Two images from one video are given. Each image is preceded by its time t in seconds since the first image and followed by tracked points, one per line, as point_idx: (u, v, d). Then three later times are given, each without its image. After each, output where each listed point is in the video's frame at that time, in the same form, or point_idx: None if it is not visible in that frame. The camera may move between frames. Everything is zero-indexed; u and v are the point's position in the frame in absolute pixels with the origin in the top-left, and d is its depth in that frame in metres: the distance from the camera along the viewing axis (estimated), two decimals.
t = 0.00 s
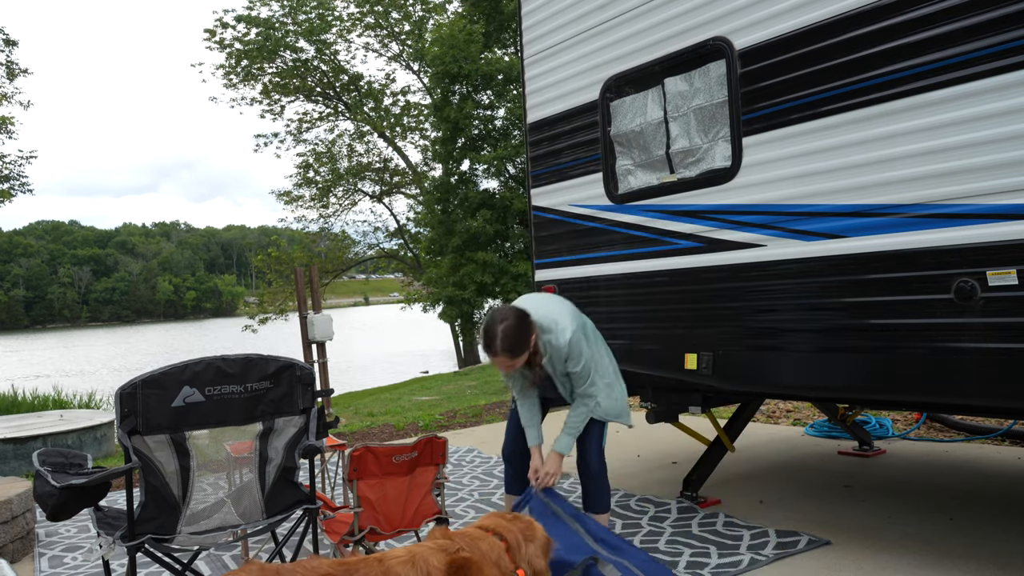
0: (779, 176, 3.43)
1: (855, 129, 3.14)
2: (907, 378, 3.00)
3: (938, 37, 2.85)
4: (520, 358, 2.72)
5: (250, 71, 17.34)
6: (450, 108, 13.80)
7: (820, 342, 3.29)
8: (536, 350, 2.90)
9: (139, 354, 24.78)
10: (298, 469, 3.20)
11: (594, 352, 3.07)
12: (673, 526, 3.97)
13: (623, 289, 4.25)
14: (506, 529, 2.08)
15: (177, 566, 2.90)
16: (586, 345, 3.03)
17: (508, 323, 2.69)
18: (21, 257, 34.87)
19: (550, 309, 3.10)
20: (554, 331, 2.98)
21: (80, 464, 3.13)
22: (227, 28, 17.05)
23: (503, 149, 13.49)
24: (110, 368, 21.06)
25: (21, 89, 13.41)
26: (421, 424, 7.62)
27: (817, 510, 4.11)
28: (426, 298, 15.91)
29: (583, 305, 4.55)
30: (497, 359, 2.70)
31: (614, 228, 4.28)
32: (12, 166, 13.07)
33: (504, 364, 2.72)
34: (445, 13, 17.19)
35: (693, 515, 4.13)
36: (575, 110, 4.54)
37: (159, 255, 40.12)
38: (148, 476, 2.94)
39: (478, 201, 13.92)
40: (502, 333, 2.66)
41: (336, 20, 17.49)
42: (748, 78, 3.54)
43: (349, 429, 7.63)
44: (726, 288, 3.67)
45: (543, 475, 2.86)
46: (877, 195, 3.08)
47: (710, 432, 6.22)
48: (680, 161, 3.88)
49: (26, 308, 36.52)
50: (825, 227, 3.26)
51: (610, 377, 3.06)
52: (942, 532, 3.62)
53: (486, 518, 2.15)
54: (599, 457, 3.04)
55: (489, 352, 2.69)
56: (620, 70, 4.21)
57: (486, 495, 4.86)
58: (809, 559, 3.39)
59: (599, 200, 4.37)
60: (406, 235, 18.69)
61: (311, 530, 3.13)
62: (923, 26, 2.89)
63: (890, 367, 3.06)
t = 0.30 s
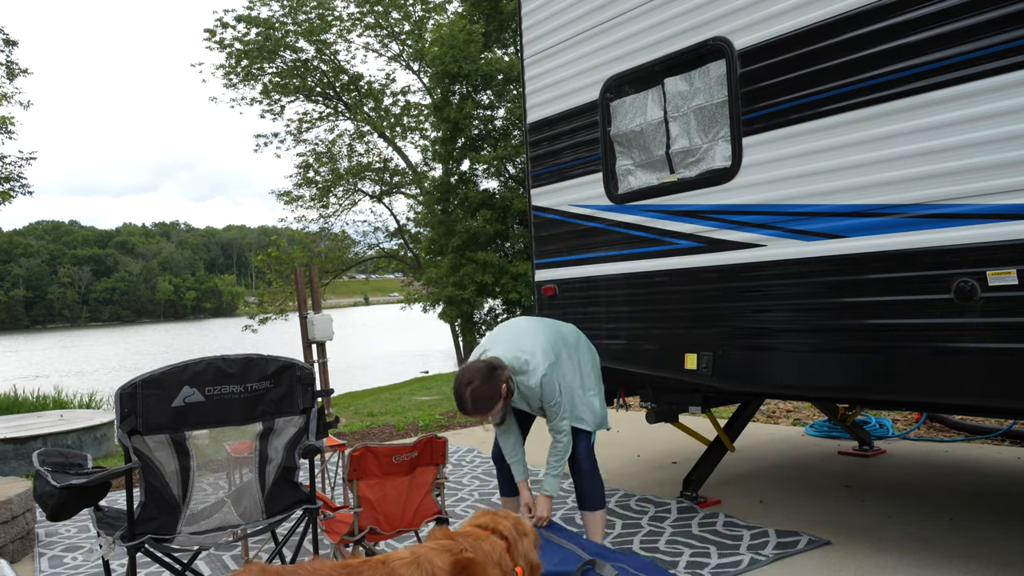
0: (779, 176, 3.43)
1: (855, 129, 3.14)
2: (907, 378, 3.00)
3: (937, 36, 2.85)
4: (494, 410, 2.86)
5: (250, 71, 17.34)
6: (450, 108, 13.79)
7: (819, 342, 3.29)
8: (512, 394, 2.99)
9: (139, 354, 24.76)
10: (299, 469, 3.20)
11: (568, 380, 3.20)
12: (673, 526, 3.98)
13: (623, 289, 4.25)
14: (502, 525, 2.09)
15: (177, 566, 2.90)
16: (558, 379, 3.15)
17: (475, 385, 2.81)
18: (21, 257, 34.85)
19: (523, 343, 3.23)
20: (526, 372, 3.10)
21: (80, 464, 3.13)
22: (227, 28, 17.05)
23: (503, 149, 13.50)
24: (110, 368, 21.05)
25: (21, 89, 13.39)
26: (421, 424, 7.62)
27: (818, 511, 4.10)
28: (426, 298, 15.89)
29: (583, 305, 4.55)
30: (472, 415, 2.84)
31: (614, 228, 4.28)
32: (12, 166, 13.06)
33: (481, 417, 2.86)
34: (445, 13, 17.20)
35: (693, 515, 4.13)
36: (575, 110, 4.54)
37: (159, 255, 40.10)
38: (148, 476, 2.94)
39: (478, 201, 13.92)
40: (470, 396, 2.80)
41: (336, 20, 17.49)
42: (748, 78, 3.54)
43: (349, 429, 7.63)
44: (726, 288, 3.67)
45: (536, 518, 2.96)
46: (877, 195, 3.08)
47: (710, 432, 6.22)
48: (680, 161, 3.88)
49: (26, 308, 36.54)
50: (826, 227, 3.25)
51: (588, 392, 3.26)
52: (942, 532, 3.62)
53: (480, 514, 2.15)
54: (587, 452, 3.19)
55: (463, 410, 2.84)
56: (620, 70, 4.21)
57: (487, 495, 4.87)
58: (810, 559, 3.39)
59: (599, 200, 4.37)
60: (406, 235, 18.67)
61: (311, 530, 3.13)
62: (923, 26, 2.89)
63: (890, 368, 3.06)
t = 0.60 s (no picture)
0: (779, 176, 3.43)
1: (855, 129, 3.14)
2: (907, 378, 3.00)
3: (938, 37, 2.85)
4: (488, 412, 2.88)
5: (250, 71, 17.34)
6: (450, 108, 13.79)
7: (819, 342, 3.29)
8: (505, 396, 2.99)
9: (139, 354, 24.76)
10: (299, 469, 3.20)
11: (562, 386, 3.21)
12: (673, 526, 3.98)
13: (623, 289, 4.25)
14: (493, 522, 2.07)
15: (177, 566, 2.90)
16: (552, 384, 3.13)
17: (466, 389, 2.83)
18: (21, 257, 34.83)
19: (517, 344, 3.22)
20: (518, 377, 3.09)
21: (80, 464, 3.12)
22: (227, 28, 17.04)
23: (503, 149, 13.50)
24: (110, 368, 21.05)
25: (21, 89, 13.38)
26: (421, 424, 7.63)
27: (818, 511, 4.10)
28: (426, 298, 15.87)
29: (583, 305, 4.55)
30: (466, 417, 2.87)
31: (614, 228, 4.28)
32: (12, 165, 13.06)
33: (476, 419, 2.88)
34: (445, 13, 17.20)
35: (693, 515, 4.13)
36: (575, 111, 4.54)
37: (159, 255, 40.08)
38: (148, 477, 2.94)
39: (478, 201, 13.92)
40: (462, 399, 2.81)
41: (336, 20, 17.49)
42: (748, 78, 3.54)
43: (349, 429, 7.63)
44: (726, 288, 3.67)
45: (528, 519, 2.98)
46: (877, 195, 3.08)
47: (710, 432, 6.22)
48: (680, 161, 3.88)
49: (26, 308, 36.57)
50: (825, 227, 3.25)
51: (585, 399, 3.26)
52: (942, 532, 3.62)
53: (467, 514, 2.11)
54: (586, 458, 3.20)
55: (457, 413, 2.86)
56: (620, 71, 4.21)
57: (487, 495, 4.87)
58: (809, 559, 3.39)
59: (599, 200, 4.37)
60: (406, 235, 18.66)
61: (311, 530, 3.13)
62: (923, 26, 2.89)
63: (890, 368, 3.05)
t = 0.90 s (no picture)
0: (779, 176, 3.43)
1: (855, 129, 3.14)
2: (907, 378, 3.01)
3: (938, 36, 2.85)
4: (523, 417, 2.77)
5: (250, 71, 17.35)
6: (450, 108, 13.81)
7: (819, 342, 3.30)
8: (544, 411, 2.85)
9: (138, 354, 24.75)
10: (298, 469, 3.20)
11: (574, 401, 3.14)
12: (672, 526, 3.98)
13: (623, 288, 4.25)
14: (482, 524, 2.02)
15: (178, 565, 2.92)
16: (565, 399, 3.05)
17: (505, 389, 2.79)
18: (21, 256, 34.85)
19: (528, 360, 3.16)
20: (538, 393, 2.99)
21: (80, 464, 3.12)
22: (227, 28, 17.06)
23: (503, 149, 13.51)
24: (110, 367, 21.06)
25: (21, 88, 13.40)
26: (421, 424, 7.63)
27: (817, 510, 4.11)
28: (426, 298, 15.87)
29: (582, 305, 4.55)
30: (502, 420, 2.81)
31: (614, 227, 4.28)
32: (12, 164, 13.07)
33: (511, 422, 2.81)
34: (445, 13, 17.21)
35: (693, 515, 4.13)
36: (575, 111, 4.54)
37: (159, 255, 40.07)
38: (148, 476, 2.95)
39: (478, 201, 13.93)
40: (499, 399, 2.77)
41: (336, 20, 17.50)
42: (748, 78, 3.54)
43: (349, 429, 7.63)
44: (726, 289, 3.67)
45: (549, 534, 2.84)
46: (877, 195, 3.08)
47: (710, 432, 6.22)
48: (680, 161, 3.88)
49: (26, 307, 36.56)
50: (825, 227, 3.25)
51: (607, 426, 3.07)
52: (942, 531, 3.62)
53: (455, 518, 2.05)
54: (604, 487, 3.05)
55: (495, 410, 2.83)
56: (620, 71, 4.22)
57: (487, 494, 4.87)
58: (809, 559, 3.39)
59: (599, 200, 4.38)
60: (406, 235, 18.65)
61: (311, 530, 3.12)
62: (922, 26, 2.89)
63: (890, 368, 3.06)
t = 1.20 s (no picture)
0: (779, 176, 3.43)
1: (855, 129, 3.14)
2: (907, 379, 3.00)
3: (938, 37, 2.85)
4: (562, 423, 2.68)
5: (249, 71, 17.35)
6: (450, 108, 13.81)
7: (819, 342, 3.29)
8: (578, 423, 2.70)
9: (138, 354, 24.73)
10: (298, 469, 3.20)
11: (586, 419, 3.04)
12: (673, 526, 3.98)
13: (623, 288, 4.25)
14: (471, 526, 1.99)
15: (177, 565, 2.92)
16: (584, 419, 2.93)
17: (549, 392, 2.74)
18: (21, 256, 34.84)
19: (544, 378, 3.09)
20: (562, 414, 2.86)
21: (80, 464, 3.12)
22: (227, 28, 17.06)
23: (503, 149, 13.50)
24: (110, 367, 21.04)
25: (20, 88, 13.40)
26: (421, 424, 7.63)
27: (817, 510, 4.11)
28: (426, 298, 15.87)
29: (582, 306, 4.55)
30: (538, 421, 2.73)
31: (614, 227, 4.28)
32: (11, 164, 13.06)
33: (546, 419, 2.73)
34: (445, 13, 17.21)
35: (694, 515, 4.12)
36: (575, 111, 4.54)
37: (158, 255, 40.05)
38: (148, 477, 2.94)
39: (478, 201, 13.93)
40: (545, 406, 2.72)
41: (336, 20, 17.49)
42: (748, 78, 3.54)
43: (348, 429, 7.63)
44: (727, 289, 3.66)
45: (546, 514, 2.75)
46: (877, 196, 3.08)
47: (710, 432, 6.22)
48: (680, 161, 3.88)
49: (26, 308, 36.56)
50: (825, 227, 3.25)
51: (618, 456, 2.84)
52: (942, 532, 3.62)
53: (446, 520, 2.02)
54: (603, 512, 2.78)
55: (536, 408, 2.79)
56: (619, 71, 4.21)
57: (487, 494, 4.87)
58: (810, 559, 3.39)
59: (599, 200, 4.37)
60: (406, 235, 18.63)
61: (311, 530, 3.12)
62: (922, 26, 2.89)
63: (890, 368, 3.05)
